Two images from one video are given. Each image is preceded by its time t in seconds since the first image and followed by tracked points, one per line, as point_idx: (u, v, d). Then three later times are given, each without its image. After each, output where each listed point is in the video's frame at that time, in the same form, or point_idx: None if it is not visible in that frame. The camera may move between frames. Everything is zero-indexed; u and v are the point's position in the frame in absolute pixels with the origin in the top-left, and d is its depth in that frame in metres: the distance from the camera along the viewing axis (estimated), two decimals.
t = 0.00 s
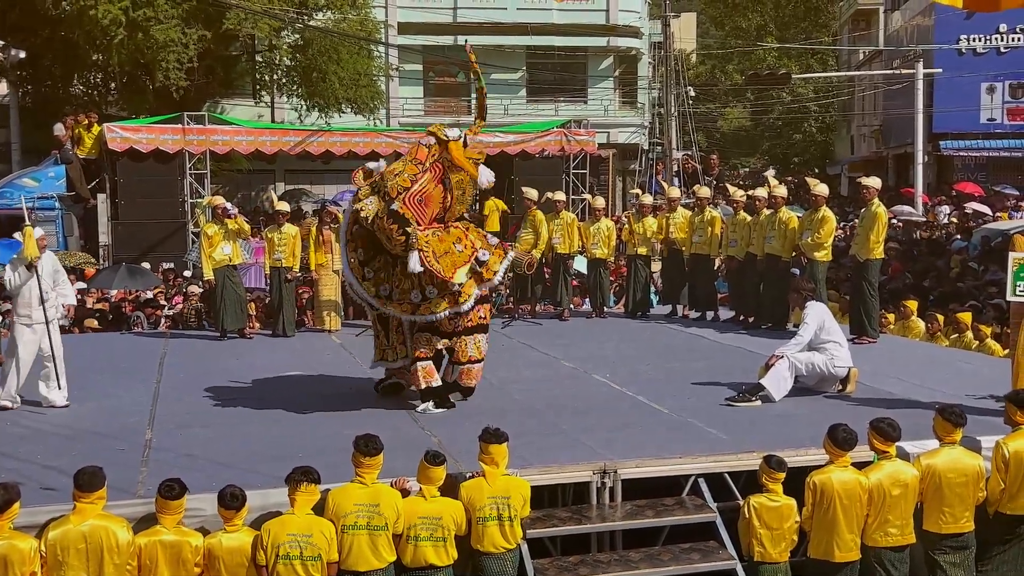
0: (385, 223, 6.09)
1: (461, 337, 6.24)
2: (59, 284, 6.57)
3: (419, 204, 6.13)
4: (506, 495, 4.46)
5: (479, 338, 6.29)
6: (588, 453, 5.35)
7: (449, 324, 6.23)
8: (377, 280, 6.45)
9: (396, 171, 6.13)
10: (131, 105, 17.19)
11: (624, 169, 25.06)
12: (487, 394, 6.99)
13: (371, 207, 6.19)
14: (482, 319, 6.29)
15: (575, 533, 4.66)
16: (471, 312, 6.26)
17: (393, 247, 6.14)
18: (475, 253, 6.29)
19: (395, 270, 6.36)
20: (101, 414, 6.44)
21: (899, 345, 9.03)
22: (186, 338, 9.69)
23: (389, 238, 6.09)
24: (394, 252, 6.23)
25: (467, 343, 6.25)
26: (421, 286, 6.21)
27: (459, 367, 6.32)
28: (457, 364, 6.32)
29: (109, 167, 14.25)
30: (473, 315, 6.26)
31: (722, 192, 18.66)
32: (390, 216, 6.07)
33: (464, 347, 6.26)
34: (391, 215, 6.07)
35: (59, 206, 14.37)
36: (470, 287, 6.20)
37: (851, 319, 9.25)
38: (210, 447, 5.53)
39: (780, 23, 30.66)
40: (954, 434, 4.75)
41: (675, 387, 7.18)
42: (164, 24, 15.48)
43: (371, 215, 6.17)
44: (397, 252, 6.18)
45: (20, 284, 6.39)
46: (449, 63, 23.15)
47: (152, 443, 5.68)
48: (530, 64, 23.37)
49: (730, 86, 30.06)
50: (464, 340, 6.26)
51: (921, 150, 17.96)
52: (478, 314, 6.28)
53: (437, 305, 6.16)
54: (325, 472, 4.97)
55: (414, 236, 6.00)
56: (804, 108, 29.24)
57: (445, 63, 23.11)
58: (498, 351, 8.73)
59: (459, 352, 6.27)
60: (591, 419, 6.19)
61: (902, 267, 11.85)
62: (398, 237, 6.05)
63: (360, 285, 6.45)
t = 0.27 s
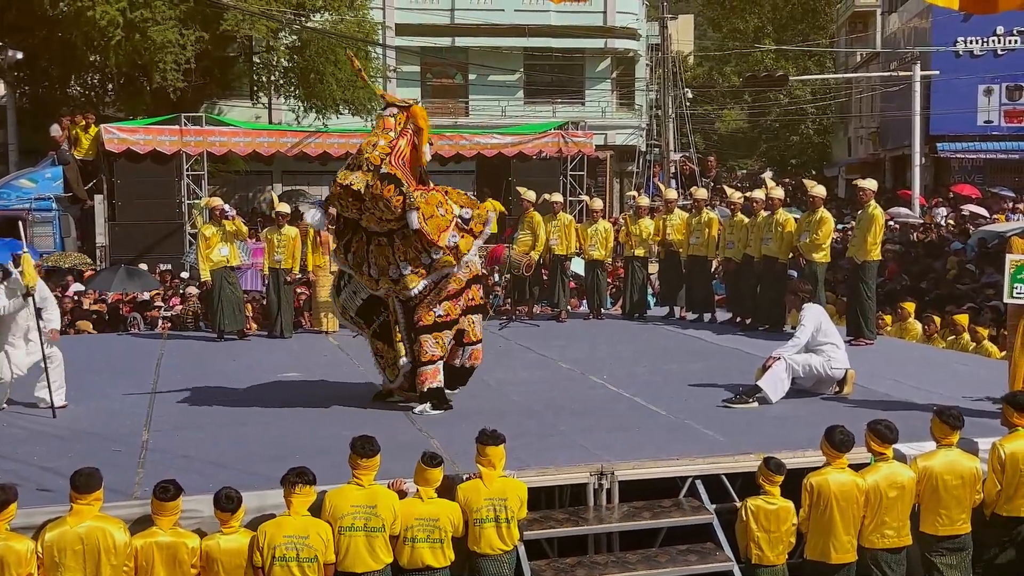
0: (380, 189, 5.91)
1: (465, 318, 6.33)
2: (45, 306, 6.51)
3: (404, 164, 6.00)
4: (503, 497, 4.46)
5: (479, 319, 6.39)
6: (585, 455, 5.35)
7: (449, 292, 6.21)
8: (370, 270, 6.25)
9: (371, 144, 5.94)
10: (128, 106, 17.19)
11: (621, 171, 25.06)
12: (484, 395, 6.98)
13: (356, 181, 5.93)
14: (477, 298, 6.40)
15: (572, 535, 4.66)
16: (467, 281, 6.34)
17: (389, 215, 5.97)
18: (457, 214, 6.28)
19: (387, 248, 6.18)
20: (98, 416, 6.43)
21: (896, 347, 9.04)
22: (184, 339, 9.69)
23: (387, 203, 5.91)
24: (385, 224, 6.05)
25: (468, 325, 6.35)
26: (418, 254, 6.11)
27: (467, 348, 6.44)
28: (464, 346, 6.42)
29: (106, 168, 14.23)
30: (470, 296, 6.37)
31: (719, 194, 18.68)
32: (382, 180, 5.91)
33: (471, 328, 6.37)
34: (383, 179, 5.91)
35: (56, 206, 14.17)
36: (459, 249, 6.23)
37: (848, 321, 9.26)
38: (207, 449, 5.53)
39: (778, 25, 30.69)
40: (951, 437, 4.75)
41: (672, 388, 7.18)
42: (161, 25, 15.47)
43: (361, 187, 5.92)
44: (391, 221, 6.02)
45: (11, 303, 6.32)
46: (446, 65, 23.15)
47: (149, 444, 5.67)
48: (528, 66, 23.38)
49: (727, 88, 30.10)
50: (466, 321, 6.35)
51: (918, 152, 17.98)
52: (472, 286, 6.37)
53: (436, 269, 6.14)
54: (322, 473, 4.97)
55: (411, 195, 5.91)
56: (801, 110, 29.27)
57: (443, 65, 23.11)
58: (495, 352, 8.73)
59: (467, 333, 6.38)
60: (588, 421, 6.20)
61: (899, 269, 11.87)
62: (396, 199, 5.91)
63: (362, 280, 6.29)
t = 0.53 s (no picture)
0: (378, 165, 5.92)
1: (464, 309, 6.26)
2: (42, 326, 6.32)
3: (395, 145, 6.13)
4: (500, 498, 4.45)
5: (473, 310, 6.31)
6: (583, 457, 5.34)
7: (443, 284, 6.19)
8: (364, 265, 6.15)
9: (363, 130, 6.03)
10: (125, 107, 17.19)
11: (619, 173, 25.06)
12: (482, 397, 6.98)
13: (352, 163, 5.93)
14: (470, 293, 6.32)
15: (570, 536, 4.66)
16: (461, 275, 6.28)
17: (387, 194, 5.97)
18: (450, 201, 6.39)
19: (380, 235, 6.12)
20: (95, 417, 6.41)
21: (893, 349, 9.04)
22: (181, 340, 9.67)
23: (385, 177, 5.92)
24: (381, 208, 6.04)
25: (468, 315, 6.27)
26: (414, 235, 6.12)
27: (469, 340, 6.26)
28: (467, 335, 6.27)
29: (104, 169, 14.22)
30: (463, 290, 6.29)
31: (717, 196, 18.69)
32: (379, 155, 5.95)
33: (472, 318, 6.28)
34: (380, 156, 5.96)
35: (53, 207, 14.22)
36: (454, 232, 6.28)
37: (846, 323, 9.27)
38: (205, 450, 5.52)
39: (775, 27, 30.71)
40: (948, 438, 4.76)
41: (670, 390, 7.18)
42: (159, 27, 15.47)
43: (359, 163, 5.89)
44: (387, 200, 6.02)
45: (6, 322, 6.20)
46: (444, 66, 23.13)
47: (146, 445, 5.67)
48: (526, 67, 23.38)
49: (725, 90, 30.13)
50: (466, 311, 6.27)
51: (916, 153, 17.99)
52: (467, 279, 6.32)
53: (431, 250, 6.12)
54: (319, 474, 4.96)
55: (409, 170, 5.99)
56: (798, 112, 29.30)
57: (440, 66, 23.10)
58: (493, 354, 8.71)
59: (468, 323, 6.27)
60: (586, 423, 6.19)
61: (897, 271, 11.87)
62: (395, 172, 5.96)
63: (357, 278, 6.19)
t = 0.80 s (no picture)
0: (386, 175, 6.01)
1: (452, 328, 6.20)
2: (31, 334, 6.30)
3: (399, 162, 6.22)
4: (497, 500, 4.45)
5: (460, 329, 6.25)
6: (580, 458, 5.34)
7: (438, 303, 6.14)
8: (366, 280, 6.12)
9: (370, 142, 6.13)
10: (123, 108, 17.20)
11: (617, 175, 25.09)
12: (479, 399, 6.98)
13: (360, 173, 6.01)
14: (461, 313, 6.24)
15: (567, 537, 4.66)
16: (456, 294, 6.23)
17: (395, 203, 6.03)
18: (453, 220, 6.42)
19: (387, 247, 6.10)
20: (92, 418, 6.40)
21: (891, 351, 9.05)
22: (179, 341, 9.67)
23: (394, 187, 6.00)
24: (387, 219, 6.09)
25: (454, 335, 6.21)
26: (422, 246, 6.12)
27: (449, 360, 6.21)
28: (450, 355, 6.21)
29: (102, 170, 14.21)
30: (458, 308, 6.24)
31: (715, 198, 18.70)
32: (387, 166, 6.04)
33: (459, 338, 6.23)
34: (388, 166, 6.06)
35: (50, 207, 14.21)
36: (455, 249, 6.25)
37: (843, 325, 9.28)
38: (202, 451, 5.52)
39: (773, 29, 30.77)
40: (945, 441, 4.76)
41: (667, 392, 7.18)
42: (157, 27, 15.48)
43: (369, 174, 5.98)
44: (394, 212, 6.08)
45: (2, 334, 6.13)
46: (442, 67, 23.13)
47: (143, 446, 5.66)
48: (524, 69, 23.39)
49: (723, 92, 30.19)
50: (455, 331, 6.21)
51: (914, 156, 17.99)
52: (461, 299, 6.27)
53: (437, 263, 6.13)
54: (316, 476, 4.96)
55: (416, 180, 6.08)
56: (796, 114, 29.32)
57: (439, 68, 23.11)
58: (491, 355, 8.71)
59: (455, 342, 6.22)
60: (583, 424, 6.18)
61: (895, 273, 11.87)
62: (404, 182, 6.04)
63: (355, 293, 6.12)
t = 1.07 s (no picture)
0: (386, 178, 5.97)
1: (448, 334, 6.21)
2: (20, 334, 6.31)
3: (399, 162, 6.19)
4: (495, 502, 4.44)
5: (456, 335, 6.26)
6: (578, 460, 5.33)
7: (434, 307, 6.14)
8: (366, 281, 6.13)
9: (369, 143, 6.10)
10: (122, 109, 17.21)
11: (615, 177, 25.13)
12: (477, 400, 6.98)
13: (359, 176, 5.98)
14: (458, 318, 6.25)
15: (565, 539, 4.65)
16: (456, 296, 6.23)
17: (394, 206, 6.00)
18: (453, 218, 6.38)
19: (386, 250, 6.09)
20: (88, 419, 6.40)
21: (888, 353, 9.05)
22: (177, 343, 9.66)
23: (393, 190, 5.96)
24: (386, 221, 6.07)
25: (450, 341, 6.22)
26: (421, 250, 6.11)
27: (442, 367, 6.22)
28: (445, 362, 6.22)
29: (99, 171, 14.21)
30: (456, 311, 6.25)
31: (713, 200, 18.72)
32: (386, 169, 6.01)
33: (454, 344, 6.23)
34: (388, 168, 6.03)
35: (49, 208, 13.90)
36: (456, 250, 6.21)
37: (841, 327, 9.28)
38: (199, 452, 5.51)
39: (771, 31, 30.84)
40: (942, 443, 4.77)
41: (665, 394, 7.17)
42: (156, 28, 15.48)
43: (367, 176, 5.95)
44: (395, 213, 6.05)
45: None
46: (440, 69, 23.16)
47: (140, 447, 5.65)
48: (522, 71, 23.40)
49: (721, 94, 30.25)
50: (450, 336, 6.22)
51: (911, 158, 18.01)
52: (458, 301, 6.25)
53: (437, 266, 6.12)
54: (313, 478, 4.95)
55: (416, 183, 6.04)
56: (794, 116, 29.37)
57: (437, 69, 23.13)
58: (488, 357, 8.71)
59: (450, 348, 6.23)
60: (581, 426, 6.18)
61: (892, 276, 11.87)
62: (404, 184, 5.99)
63: (354, 295, 6.12)
